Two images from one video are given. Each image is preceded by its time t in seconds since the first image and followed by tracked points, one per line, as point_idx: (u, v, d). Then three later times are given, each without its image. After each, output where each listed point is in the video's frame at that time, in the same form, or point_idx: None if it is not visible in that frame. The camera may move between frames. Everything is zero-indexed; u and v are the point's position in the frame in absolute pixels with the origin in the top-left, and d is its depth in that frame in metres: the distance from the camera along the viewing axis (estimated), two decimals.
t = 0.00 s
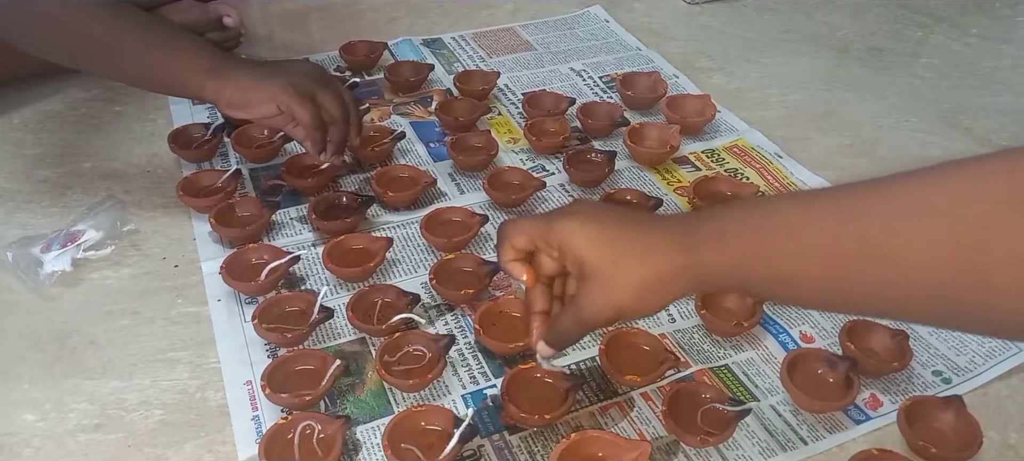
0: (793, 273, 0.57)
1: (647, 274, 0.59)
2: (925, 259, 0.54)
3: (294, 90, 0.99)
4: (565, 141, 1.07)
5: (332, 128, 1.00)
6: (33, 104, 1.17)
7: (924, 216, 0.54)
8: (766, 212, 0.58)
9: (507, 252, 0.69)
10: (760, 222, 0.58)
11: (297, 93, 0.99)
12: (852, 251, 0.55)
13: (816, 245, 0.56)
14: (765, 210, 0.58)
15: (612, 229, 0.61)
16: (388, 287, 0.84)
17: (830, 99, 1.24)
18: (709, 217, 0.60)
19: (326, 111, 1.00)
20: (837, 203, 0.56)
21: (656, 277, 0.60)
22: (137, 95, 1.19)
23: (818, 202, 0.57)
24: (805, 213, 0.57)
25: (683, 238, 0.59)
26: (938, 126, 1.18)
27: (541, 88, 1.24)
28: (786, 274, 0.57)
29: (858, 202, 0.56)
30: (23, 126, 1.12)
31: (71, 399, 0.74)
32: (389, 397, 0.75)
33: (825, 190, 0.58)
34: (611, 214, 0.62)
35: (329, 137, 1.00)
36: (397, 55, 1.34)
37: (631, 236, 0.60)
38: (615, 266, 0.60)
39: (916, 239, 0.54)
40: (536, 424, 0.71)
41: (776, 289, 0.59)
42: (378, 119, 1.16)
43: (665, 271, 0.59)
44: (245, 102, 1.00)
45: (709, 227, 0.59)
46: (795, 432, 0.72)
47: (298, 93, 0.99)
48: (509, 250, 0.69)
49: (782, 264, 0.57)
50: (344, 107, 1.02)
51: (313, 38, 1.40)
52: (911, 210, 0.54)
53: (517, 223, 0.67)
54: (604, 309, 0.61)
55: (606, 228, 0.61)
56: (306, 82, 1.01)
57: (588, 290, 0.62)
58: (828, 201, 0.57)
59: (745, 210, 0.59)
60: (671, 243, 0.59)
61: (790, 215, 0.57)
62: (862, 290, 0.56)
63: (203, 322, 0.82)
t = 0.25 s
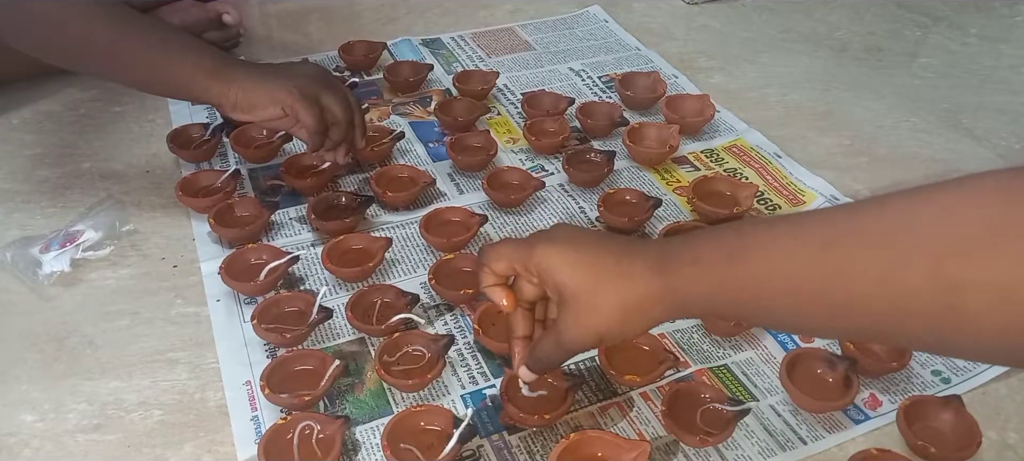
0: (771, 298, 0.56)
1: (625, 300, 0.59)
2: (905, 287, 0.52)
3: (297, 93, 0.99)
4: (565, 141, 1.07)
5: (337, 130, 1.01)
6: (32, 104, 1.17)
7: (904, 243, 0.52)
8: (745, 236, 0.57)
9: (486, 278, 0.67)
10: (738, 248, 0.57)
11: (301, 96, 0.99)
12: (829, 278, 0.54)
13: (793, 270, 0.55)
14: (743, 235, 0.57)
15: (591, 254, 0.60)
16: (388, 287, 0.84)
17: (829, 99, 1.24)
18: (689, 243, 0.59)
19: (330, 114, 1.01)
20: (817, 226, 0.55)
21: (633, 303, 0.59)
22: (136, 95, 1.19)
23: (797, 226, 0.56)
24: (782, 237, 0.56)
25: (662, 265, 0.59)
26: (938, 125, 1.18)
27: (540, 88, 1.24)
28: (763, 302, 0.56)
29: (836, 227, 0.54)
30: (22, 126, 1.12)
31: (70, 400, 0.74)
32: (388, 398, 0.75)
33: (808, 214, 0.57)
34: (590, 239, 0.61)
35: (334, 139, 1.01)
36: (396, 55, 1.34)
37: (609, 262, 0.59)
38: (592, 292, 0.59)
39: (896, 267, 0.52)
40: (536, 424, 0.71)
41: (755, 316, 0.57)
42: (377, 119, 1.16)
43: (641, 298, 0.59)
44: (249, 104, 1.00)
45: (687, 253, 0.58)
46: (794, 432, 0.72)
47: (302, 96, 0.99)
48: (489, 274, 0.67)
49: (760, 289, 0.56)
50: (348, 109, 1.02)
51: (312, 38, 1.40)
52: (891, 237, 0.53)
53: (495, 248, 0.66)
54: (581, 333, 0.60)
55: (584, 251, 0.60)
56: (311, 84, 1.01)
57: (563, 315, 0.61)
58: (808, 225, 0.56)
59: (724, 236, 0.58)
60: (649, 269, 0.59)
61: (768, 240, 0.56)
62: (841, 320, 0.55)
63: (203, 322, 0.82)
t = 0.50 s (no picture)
0: (773, 294, 0.55)
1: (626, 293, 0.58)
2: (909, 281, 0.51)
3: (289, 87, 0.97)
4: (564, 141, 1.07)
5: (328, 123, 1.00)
6: (32, 104, 1.17)
7: (907, 236, 0.52)
8: (747, 234, 0.57)
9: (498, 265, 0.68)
10: (741, 244, 0.57)
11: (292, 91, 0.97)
12: (832, 272, 0.53)
13: (796, 265, 0.54)
14: (747, 233, 0.57)
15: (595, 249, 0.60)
16: (388, 287, 0.84)
17: (829, 99, 1.24)
18: (692, 242, 0.59)
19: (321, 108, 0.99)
20: (819, 223, 0.55)
21: (636, 297, 0.58)
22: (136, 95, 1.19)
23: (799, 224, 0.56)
24: (785, 235, 0.56)
25: (665, 260, 0.59)
26: (938, 125, 1.18)
27: (540, 88, 1.24)
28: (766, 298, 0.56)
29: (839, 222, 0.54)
30: (22, 126, 1.12)
31: (69, 400, 0.74)
32: (388, 398, 0.75)
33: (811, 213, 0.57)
34: (593, 234, 0.62)
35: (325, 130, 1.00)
36: (396, 55, 1.34)
37: (613, 256, 0.60)
38: (596, 282, 0.59)
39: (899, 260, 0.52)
40: (536, 423, 0.71)
41: (758, 314, 0.57)
42: (377, 118, 1.16)
43: (644, 293, 0.58)
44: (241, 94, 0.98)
45: (690, 250, 0.58)
46: (794, 432, 0.72)
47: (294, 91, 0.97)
48: (505, 260, 0.67)
49: (762, 284, 0.55)
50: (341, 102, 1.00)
51: (312, 38, 1.40)
52: (894, 231, 0.52)
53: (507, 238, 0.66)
54: (585, 327, 0.60)
55: (589, 245, 0.61)
56: (303, 73, 0.98)
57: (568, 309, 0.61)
58: (811, 222, 0.56)
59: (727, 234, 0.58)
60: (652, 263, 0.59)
61: (770, 237, 0.56)
62: (845, 316, 0.54)
63: (203, 322, 0.82)
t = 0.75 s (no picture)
0: (775, 319, 0.57)
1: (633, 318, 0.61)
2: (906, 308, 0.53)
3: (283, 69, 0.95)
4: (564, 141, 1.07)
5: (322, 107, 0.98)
6: (31, 105, 1.17)
7: (904, 262, 0.53)
8: (748, 258, 0.59)
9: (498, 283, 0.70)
10: (742, 268, 0.58)
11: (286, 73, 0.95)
12: (831, 298, 0.55)
13: (796, 292, 0.56)
14: (747, 256, 0.59)
15: (601, 273, 0.62)
16: (388, 287, 0.84)
17: (829, 99, 1.24)
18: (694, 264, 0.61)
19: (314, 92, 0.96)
20: (818, 246, 0.56)
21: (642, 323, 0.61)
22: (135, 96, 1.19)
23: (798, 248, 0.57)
24: (785, 258, 0.57)
25: (669, 285, 0.61)
26: (938, 125, 1.18)
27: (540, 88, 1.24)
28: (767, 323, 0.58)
29: (837, 246, 0.56)
30: (22, 127, 1.12)
31: (69, 400, 0.74)
32: (388, 398, 0.75)
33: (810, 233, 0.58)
34: (596, 257, 0.64)
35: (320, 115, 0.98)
36: (396, 55, 1.34)
37: (618, 282, 0.62)
38: (603, 310, 0.61)
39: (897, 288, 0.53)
40: (536, 424, 0.71)
41: (763, 337, 0.58)
42: (377, 119, 1.16)
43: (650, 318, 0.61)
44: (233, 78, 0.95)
45: (694, 274, 0.60)
46: (794, 432, 0.72)
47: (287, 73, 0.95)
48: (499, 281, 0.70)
49: (764, 312, 0.57)
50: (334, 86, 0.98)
51: (312, 38, 1.40)
52: (892, 256, 0.54)
53: (509, 258, 0.68)
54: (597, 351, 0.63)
55: (594, 273, 0.62)
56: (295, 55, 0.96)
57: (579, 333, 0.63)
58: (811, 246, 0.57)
59: (729, 258, 0.60)
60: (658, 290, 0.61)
61: (770, 261, 0.58)
62: (844, 339, 0.56)
63: (203, 322, 0.82)
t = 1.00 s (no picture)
0: (777, 330, 0.57)
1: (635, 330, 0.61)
2: (908, 316, 0.53)
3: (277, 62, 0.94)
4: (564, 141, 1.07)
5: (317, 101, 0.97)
6: (31, 105, 1.17)
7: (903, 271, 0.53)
8: (746, 268, 0.59)
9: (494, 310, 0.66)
10: (741, 278, 0.58)
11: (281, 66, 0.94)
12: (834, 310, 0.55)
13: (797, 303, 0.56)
14: (746, 268, 0.59)
15: (603, 288, 0.61)
16: (388, 287, 0.84)
17: (829, 99, 1.24)
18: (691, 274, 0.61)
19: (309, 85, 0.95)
20: (815, 257, 0.56)
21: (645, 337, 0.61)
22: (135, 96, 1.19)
23: (796, 257, 0.57)
24: (784, 269, 0.57)
25: (669, 296, 0.61)
26: (938, 125, 1.18)
27: (540, 88, 1.24)
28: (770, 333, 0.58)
29: (836, 257, 0.55)
30: (21, 127, 1.12)
31: (69, 400, 0.74)
32: (388, 398, 0.75)
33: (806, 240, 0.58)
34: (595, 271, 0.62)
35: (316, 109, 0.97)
36: (396, 55, 1.34)
37: (619, 295, 0.61)
38: (606, 324, 0.61)
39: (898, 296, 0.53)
40: (536, 424, 0.71)
41: (765, 345, 0.59)
42: (377, 118, 1.16)
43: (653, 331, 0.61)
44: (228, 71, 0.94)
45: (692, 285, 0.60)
46: (794, 432, 0.72)
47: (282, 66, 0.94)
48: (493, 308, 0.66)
49: (765, 323, 0.57)
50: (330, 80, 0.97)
51: (312, 38, 1.40)
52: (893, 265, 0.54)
53: (505, 286, 0.64)
54: (603, 367, 0.64)
55: (594, 286, 0.62)
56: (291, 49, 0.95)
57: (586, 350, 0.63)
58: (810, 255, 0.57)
59: (726, 267, 0.60)
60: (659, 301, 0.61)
61: (770, 273, 0.57)
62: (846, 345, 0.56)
63: (203, 322, 0.82)
